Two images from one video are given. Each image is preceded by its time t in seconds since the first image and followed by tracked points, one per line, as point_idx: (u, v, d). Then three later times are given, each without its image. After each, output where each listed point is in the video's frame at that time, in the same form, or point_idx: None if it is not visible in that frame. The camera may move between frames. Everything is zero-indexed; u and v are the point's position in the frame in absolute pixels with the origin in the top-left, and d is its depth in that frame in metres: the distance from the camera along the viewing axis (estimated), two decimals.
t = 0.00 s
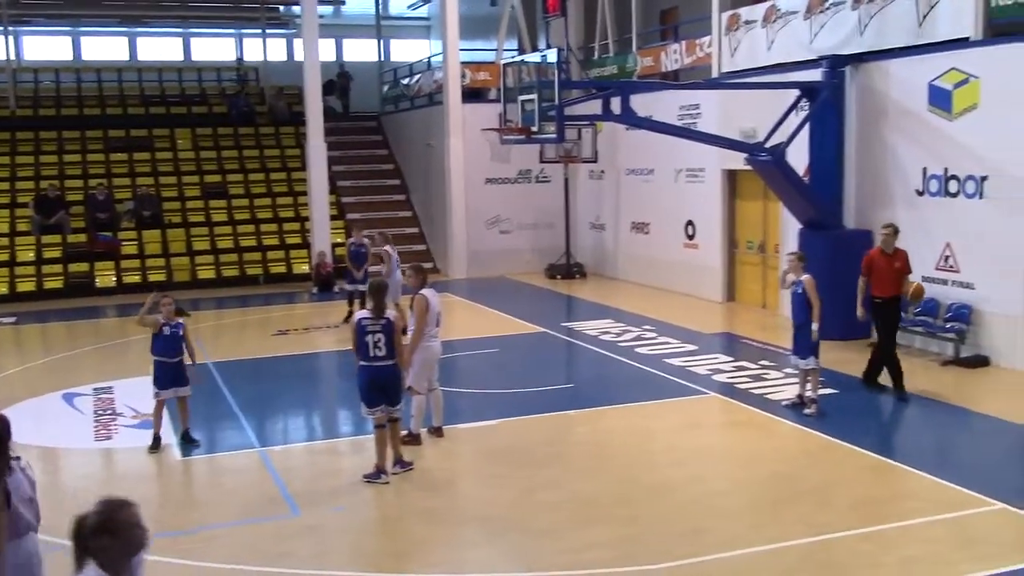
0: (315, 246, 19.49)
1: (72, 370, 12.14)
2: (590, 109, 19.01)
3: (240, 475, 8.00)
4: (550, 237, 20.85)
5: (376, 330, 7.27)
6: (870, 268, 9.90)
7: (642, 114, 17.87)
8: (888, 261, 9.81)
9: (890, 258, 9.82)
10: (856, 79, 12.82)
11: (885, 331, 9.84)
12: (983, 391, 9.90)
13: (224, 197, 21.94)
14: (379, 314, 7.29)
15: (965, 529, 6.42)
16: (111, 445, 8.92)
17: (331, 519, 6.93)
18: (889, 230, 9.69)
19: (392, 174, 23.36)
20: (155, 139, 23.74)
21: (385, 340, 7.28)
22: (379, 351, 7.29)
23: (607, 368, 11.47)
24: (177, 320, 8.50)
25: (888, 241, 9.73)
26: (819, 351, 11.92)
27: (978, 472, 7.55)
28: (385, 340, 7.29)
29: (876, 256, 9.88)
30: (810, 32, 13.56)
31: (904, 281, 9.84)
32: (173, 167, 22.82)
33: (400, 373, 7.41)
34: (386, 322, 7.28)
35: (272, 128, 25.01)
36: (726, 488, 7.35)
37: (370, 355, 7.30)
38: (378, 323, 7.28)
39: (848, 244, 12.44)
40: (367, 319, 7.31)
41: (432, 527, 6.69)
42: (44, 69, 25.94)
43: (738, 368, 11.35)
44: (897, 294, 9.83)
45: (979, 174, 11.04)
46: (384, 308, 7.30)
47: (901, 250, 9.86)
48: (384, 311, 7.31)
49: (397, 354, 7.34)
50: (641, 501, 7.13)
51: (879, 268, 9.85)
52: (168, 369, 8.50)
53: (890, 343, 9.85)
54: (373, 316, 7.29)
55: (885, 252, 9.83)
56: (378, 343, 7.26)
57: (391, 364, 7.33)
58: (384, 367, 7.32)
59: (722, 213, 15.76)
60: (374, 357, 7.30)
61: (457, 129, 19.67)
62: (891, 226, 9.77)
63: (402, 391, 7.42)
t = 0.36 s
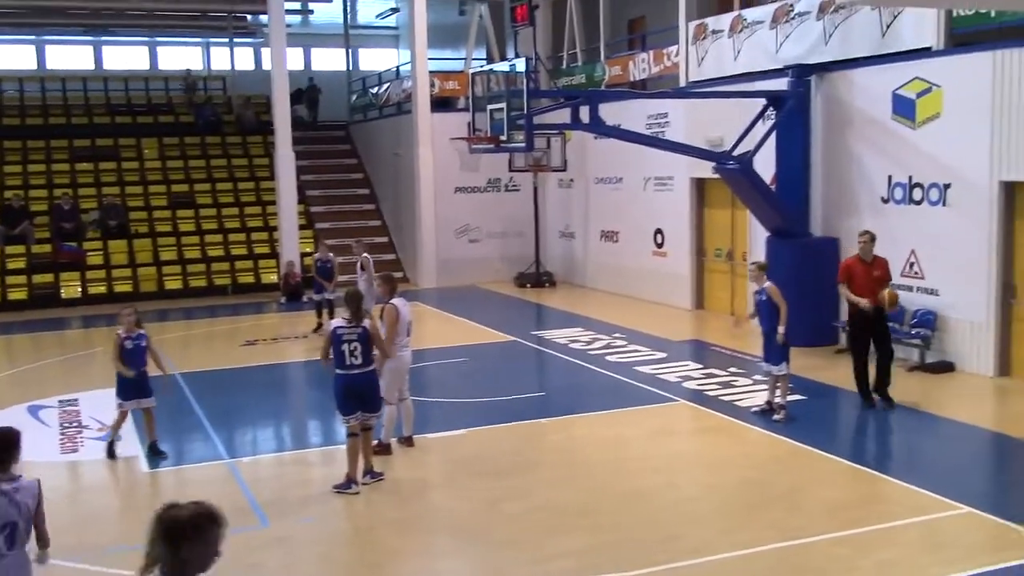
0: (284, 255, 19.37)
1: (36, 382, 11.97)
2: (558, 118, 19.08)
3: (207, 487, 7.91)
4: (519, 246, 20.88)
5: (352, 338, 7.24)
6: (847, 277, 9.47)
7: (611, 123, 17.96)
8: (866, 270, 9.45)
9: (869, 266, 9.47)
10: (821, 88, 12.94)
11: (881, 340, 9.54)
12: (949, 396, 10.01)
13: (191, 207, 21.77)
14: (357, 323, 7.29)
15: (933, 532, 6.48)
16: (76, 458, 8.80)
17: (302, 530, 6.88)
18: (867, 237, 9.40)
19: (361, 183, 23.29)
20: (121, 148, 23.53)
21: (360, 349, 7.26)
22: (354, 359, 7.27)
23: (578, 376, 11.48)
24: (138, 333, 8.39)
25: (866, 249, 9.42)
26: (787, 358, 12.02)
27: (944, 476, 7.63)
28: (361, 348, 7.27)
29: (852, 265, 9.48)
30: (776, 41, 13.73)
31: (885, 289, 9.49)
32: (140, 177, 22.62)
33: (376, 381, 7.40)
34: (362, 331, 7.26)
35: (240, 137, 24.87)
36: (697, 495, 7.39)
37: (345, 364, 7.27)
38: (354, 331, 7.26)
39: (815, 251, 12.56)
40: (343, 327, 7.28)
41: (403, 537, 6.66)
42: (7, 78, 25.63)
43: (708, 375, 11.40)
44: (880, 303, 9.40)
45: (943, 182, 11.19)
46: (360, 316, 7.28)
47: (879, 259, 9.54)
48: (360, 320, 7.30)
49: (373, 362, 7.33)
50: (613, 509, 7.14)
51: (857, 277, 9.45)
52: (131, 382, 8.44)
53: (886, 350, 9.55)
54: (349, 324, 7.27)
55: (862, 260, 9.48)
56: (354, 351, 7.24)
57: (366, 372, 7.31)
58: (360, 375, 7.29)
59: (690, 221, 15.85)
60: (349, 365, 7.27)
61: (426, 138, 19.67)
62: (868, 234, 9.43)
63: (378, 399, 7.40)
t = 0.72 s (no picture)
0: (273, 262, 19.32)
1: (21, 387, 11.91)
2: (548, 127, 19.11)
3: (192, 493, 7.87)
4: (509, 254, 20.89)
5: (346, 345, 7.23)
6: (848, 291, 9.19)
7: (600, 133, 18.00)
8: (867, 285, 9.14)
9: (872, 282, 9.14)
10: (810, 101, 13.00)
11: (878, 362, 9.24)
12: (935, 408, 10.05)
13: (179, 212, 21.71)
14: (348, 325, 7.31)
15: (919, 544, 6.50)
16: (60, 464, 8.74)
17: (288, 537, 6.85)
18: (871, 254, 9.10)
19: (350, 190, 23.27)
20: (110, 153, 23.48)
21: (354, 354, 7.25)
22: (348, 366, 7.26)
23: (566, 386, 11.48)
24: (98, 340, 8.33)
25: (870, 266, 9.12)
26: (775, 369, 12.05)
27: (931, 488, 7.65)
28: (355, 354, 7.26)
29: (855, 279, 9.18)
30: (765, 53, 13.80)
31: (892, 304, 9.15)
32: (128, 182, 22.56)
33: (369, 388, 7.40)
34: (355, 336, 7.26)
35: (229, 143, 24.83)
36: (685, 505, 7.38)
37: (339, 370, 7.26)
38: (348, 337, 7.25)
39: (802, 262, 12.61)
40: (336, 334, 7.27)
41: (390, 546, 6.63)
42: None
43: (696, 385, 11.41)
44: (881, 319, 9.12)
45: (930, 195, 11.26)
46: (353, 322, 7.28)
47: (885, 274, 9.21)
48: (352, 324, 7.32)
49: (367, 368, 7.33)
50: (600, 518, 7.14)
51: (858, 292, 9.17)
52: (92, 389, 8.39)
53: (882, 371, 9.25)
54: (343, 331, 7.26)
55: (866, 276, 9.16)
56: (349, 358, 7.23)
57: (359, 378, 7.32)
58: (353, 381, 7.29)
59: (679, 231, 15.90)
60: (343, 372, 7.26)
61: (415, 146, 19.71)
62: (873, 249, 9.09)
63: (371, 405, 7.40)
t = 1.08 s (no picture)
0: (267, 264, 19.29)
1: (14, 390, 11.87)
2: (543, 129, 19.11)
3: (187, 496, 7.85)
4: (503, 255, 20.89)
5: (344, 346, 7.22)
6: (849, 292, 9.11)
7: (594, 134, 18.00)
8: (868, 286, 9.02)
9: (874, 283, 9.01)
10: (804, 101, 13.01)
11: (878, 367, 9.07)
12: (930, 408, 10.06)
13: (174, 215, 21.68)
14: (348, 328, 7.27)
15: (913, 544, 6.51)
16: (55, 467, 8.73)
17: (283, 539, 6.84)
18: (873, 254, 8.84)
19: (345, 192, 23.25)
20: (104, 155, 23.45)
21: (352, 355, 7.23)
22: (347, 367, 7.25)
23: (561, 387, 11.48)
24: (65, 343, 8.42)
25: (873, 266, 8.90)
26: (770, 369, 12.07)
27: (925, 488, 7.67)
28: (354, 356, 7.25)
29: (856, 280, 9.06)
30: (759, 54, 13.82)
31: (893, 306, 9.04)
32: (123, 184, 22.53)
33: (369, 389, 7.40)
34: (354, 337, 7.24)
35: (223, 145, 24.81)
36: (680, 505, 7.39)
37: (337, 371, 7.25)
38: (346, 338, 7.24)
39: (797, 263, 12.63)
40: (334, 335, 7.26)
41: (384, 547, 6.63)
42: None
43: (691, 386, 11.41)
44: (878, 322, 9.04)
45: (924, 195, 11.28)
46: (351, 323, 7.26)
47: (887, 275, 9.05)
48: (350, 324, 7.28)
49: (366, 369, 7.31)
50: (596, 519, 7.13)
51: (859, 293, 9.08)
52: (59, 392, 8.44)
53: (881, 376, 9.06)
54: (341, 332, 7.25)
55: (868, 277, 9.02)
56: (347, 359, 7.22)
57: (358, 379, 7.30)
58: (352, 382, 7.28)
59: (674, 232, 15.90)
60: (341, 373, 7.26)
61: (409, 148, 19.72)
62: (874, 250, 8.86)
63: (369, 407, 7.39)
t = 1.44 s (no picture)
0: (264, 262, 19.28)
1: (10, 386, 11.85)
2: (540, 128, 19.12)
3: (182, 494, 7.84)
4: (500, 255, 20.90)
5: (341, 345, 7.22)
6: (838, 300, 8.98)
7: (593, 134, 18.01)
8: (856, 293, 8.87)
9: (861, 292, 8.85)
10: (803, 103, 13.02)
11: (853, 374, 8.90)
12: (926, 411, 10.08)
13: (171, 212, 21.67)
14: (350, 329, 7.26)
15: (908, 546, 6.53)
16: (50, 463, 8.73)
17: (279, 537, 6.84)
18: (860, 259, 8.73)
19: (342, 190, 23.24)
20: (101, 152, 23.43)
21: (347, 355, 7.24)
22: (343, 367, 7.26)
23: (557, 387, 11.48)
24: (28, 336, 8.46)
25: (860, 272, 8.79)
26: (766, 371, 12.08)
27: (920, 490, 7.69)
28: (349, 355, 7.25)
29: (845, 288, 8.93)
30: (757, 56, 13.82)
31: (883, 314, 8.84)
32: (120, 181, 22.52)
33: (366, 390, 7.40)
34: (350, 337, 7.24)
35: (221, 143, 24.79)
36: (676, 506, 7.40)
37: (333, 370, 7.27)
38: (342, 338, 7.24)
39: (794, 265, 12.66)
40: (332, 335, 7.27)
41: (380, 546, 6.63)
42: None
43: (687, 387, 11.42)
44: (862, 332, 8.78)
45: (921, 198, 11.30)
46: (349, 322, 7.26)
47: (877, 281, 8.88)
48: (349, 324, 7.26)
49: (361, 370, 7.30)
50: (591, 519, 7.14)
51: (848, 301, 8.91)
52: (24, 386, 8.53)
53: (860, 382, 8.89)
54: (338, 331, 7.25)
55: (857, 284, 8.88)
56: (342, 358, 7.23)
57: (355, 378, 7.30)
58: (348, 382, 7.29)
59: (671, 233, 15.92)
60: (338, 373, 7.27)
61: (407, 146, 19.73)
62: (861, 255, 8.76)
63: (366, 406, 7.38)
